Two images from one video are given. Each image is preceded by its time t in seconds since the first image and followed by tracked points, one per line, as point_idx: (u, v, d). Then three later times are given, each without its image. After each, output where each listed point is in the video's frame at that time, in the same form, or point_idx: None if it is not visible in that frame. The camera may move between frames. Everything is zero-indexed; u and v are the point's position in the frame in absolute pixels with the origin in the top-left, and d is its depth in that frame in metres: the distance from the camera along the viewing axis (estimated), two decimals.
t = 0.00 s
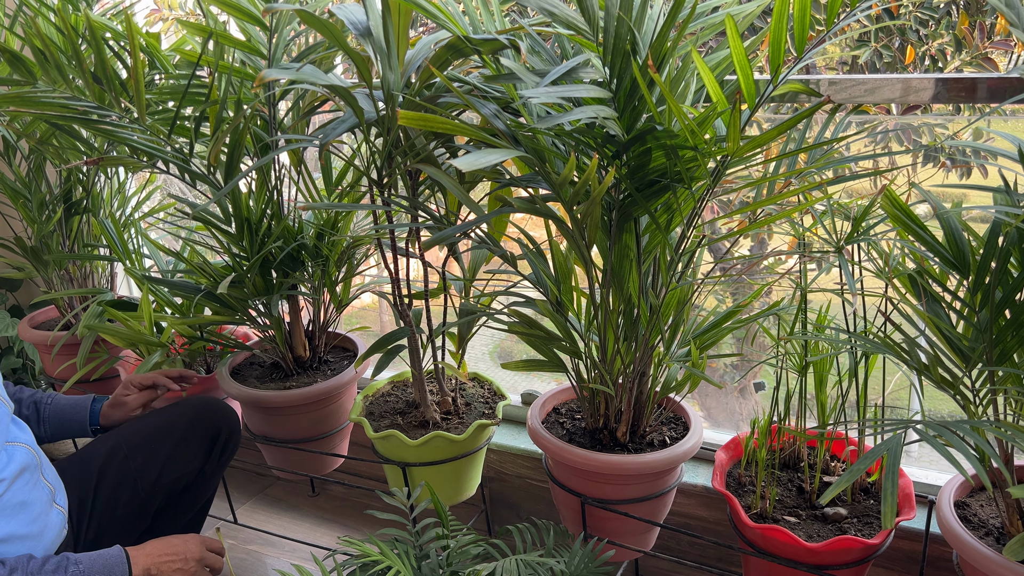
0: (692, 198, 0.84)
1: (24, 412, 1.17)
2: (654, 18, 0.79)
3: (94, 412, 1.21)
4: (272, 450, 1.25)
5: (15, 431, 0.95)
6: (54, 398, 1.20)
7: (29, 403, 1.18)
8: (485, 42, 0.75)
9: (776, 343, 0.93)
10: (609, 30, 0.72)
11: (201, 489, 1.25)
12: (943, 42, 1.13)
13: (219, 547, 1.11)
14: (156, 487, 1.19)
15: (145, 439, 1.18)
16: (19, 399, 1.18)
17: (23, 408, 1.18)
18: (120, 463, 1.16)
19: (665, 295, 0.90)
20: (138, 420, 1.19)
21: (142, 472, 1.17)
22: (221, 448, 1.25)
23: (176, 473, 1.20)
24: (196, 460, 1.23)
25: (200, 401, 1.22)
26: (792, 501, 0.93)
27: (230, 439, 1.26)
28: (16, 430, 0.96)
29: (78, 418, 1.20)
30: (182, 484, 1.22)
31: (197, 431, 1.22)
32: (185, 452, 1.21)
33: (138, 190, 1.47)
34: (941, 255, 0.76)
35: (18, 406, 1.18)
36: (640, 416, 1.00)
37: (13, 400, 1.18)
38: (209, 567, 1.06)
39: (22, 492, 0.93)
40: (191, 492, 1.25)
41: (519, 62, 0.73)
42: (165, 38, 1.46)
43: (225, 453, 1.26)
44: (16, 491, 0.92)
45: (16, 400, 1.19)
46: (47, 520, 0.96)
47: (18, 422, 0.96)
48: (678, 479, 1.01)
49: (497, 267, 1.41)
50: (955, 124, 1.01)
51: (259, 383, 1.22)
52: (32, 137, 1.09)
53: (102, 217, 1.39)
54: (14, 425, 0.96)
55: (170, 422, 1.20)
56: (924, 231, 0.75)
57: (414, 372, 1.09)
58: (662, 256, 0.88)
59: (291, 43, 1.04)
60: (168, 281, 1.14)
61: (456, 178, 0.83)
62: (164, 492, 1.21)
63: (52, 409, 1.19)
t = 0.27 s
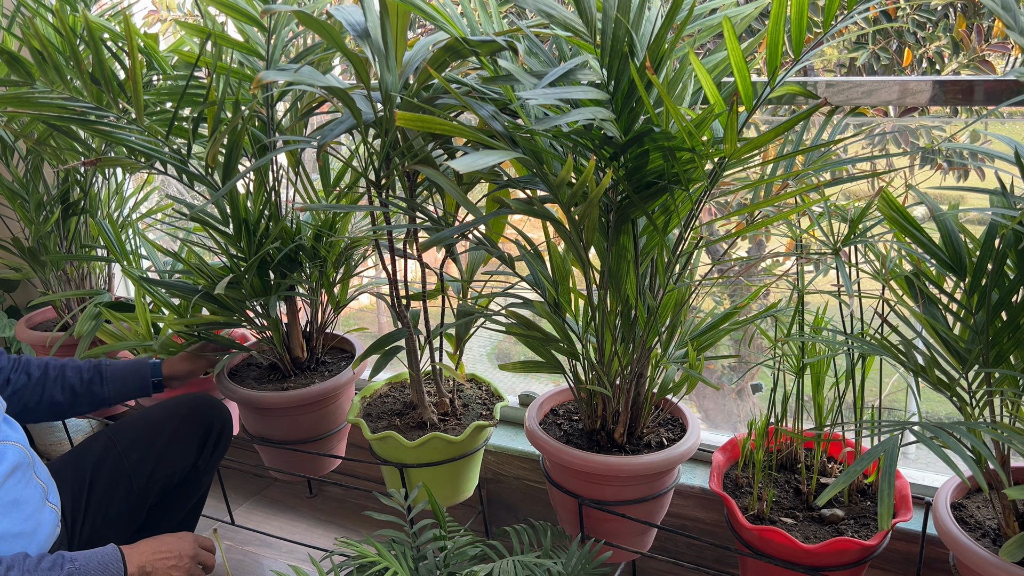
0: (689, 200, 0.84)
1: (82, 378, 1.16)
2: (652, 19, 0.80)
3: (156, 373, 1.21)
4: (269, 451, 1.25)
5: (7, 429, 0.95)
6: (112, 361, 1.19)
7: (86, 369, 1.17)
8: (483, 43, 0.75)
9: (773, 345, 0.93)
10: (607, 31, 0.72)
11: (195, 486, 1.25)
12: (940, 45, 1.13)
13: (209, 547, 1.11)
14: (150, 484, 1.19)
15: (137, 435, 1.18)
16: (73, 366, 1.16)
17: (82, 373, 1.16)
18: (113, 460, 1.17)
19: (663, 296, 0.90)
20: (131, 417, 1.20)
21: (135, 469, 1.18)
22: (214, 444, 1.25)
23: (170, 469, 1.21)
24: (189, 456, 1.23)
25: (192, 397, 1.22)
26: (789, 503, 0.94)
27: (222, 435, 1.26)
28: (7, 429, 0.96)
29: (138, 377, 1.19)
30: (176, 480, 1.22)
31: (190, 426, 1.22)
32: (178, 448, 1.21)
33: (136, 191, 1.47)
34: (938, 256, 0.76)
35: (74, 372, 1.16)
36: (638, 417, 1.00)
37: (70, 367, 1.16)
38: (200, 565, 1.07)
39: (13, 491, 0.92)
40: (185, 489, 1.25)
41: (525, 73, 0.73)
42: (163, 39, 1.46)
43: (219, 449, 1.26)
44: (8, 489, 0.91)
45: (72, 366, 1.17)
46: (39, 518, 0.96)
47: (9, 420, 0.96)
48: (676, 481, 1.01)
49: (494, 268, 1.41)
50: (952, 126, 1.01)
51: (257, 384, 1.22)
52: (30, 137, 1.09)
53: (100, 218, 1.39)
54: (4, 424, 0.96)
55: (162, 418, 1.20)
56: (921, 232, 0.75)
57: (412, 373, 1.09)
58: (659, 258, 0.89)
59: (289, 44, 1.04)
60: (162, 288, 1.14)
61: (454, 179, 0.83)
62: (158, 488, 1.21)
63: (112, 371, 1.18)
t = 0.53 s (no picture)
0: (689, 201, 0.84)
1: (131, 339, 1.15)
2: (652, 21, 0.80)
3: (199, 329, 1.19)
4: (268, 451, 1.25)
5: (7, 429, 0.95)
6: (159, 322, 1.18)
7: (134, 330, 1.16)
8: (484, 44, 0.75)
9: (773, 346, 0.93)
10: (607, 33, 0.72)
11: (198, 487, 1.25)
12: (939, 47, 1.14)
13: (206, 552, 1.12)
14: (152, 486, 1.19)
15: (141, 436, 1.19)
16: (122, 327, 1.16)
17: (133, 335, 1.16)
18: (115, 461, 1.17)
19: (663, 297, 0.90)
20: (135, 418, 1.20)
21: (138, 470, 1.17)
22: (217, 445, 1.25)
23: (172, 470, 1.20)
24: (192, 457, 1.22)
25: (195, 398, 1.23)
26: (788, 504, 0.94)
27: (226, 437, 1.26)
28: (7, 428, 0.96)
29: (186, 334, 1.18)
30: (178, 481, 1.22)
31: (194, 427, 1.22)
32: (181, 449, 1.21)
33: (136, 191, 1.47)
34: (937, 258, 0.76)
35: (123, 333, 1.15)
36: (638, 418, 1.00)
37: (120, 329, 1.16)
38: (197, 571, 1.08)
39: (10, 491, 0.92)
40: (187, 491, 1.24)
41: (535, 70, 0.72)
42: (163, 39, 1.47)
43: (222, 450, 1.25)
44: (5, 489, 0.92)
45: (121, 327, 1.16)
46: (37, 518, 0.96)
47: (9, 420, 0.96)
48: (675, 482, 1.01)
49: (494, 269, 1.42)
50: (951, 129, 1.01)
51: (257, 384, 1.22)
52: (30, 136, 1.09)
53: (100, 218, 1.39)
54: (5, 424, 0.96)
55: (166, 419, 1.21)
56: (920, 234, 0.75)
57: (412, 373, 1.09)
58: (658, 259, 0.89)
59: (290, 44, 1.04)
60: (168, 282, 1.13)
61: (454, 180, 0.83)
62: (160, 490, 1.20)
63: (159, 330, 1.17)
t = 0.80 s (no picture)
0: (690, 202, 0.84)
1: (132, 313, 1.12)
2: (654, 22, 0.80)
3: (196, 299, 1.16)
4: (268, 451, 1.25)
5: (12, 427, 0.95)
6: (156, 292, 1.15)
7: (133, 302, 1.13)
8: (484, 45, 0.75)
9: (772, 348, 0.93)
10: (609, 34, 0.72)
11: (200, 490, 1.25)
12: (939, 49, 1.14)
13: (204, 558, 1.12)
14: (155, 487, 1.19)
15: (146, 437, 1.20)
16: (120, 300, 1.13)
17: (132, 308, 1.13)
18: (120, 461, 1.17)
19: (663, 299, 0.90)
20: (140, 420, 1.21)
21: (142, 471, 1.18)
22: (221, 449, 1.25)
23: (176, 472, 1.21)
24: (196, 459, 1.23)
25: (200, 400, 1.24)
26: (788, 505, 0.94)
27: (230, 442, 1.26)
28: (12, 426, 0.95)
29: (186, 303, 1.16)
30: (181, 484, 1.22)
31: (199, 430, 1.23)
32: (185, 451, 1.22)
33: (136, 191, 1.47)
34: (937, 260, 0.76)
35: (123, 306, 1.12)
36: (638, 419, 1.00)
37: (119, 302, 1.12)
38: None
39: (13, 489, 0.92)
40: (190, 494, 1.24)
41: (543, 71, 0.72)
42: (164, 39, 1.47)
43: (225, 455, 1.26)
44: (9, 487, 0.91)
45: (119, 298, 1.13)
46: (41, 516, 0.96)
47: (14, 417, 0.96)
48: (675, 483, 1.01)
49: (494, 270, 1.42)
50: (950, 131, 1.01)
51: (257, 384, 1.22)
52: (31, 136, 1.09)
53: (100, 218, 1.39)
54: (10, 421, 0.95)
55: (171, 421, 1.22)
56: (921, 236, 0.75)
57: (412, 374, 1.09)
58: (659, 260, 0.89)
59: (290, 45, 1.04)
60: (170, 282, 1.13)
61: (455, 180, 0.83)
62: (163, 492, 1.20)
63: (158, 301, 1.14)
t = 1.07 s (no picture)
0: (690, 203, 0.84)
1: (121, 287, 1.12)
2: (654, 23, 0.80)
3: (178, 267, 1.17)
4: (268, 451, 1.24)
5: (8, 425, 0.95)
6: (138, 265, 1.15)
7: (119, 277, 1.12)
8: (485, 46, 0.75)
9: (772, 348, 0.93)
10: (609, 35, 0.72)
11: (194, 485, 1.24)
12: (939, 50, 1.14)
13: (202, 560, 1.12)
14: (148, 482, 1.19)
15: (137, 432, 1.19)
16: (106, 277, 1.12)
17: (121, 281, 1.12)
18: (112, 457, 1.17)
19: (663, 299, 0.90)
20: (132, 415, 1.21)
21: (134, 466, 1.18)
22: (213, 442, 1.25)
23: (168, 466, 1.20)
24: (188, 453, 1.23)
25: (191, 394, 1.23)
26: (787, 506, 0.94)
27: (221, 434, 1.26)
28: (8, 424, 0.96)
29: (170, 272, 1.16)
30: (174, 478, 1.22)
31: (190, 423, 1.23)
32: (177, 445, 1.21)
33: (136, 191, 1.47)
34: (937, 261, 0.76)
35: (110, 281, 1.11)
36: (637, 420, 1.01)
37: (106, 276, 1.12)
38: None
39: (13, 487, 0.92)
40: (184, 489, 1.24)
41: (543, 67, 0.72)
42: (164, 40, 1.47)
43: (218, 448, 1.26)
44: (8, 485, 0.91)
45: (103, 275, 1.12)
46: (38, 515, 0.96)
47: (10, 416, 0.96)
48: (674, 483, 1.01)
49: (494, 270, 1.42)
50: (950, 132, 1.01)
51: (256, 384, 1.22)
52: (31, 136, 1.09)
53: (100, 218, 1.39)
54: (6, 419, 0.95)
55: (162, 415, 1.22)
56: (920, 237, 0.75)
57: (411, 374, 1.09)
58: (659, 261, 0.89)
59: (290, 45, 1.04)
60: (165, 280, 1.13)
61: (456, 180, 0.83)
62: (156, 487, 1.20)
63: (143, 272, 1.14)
